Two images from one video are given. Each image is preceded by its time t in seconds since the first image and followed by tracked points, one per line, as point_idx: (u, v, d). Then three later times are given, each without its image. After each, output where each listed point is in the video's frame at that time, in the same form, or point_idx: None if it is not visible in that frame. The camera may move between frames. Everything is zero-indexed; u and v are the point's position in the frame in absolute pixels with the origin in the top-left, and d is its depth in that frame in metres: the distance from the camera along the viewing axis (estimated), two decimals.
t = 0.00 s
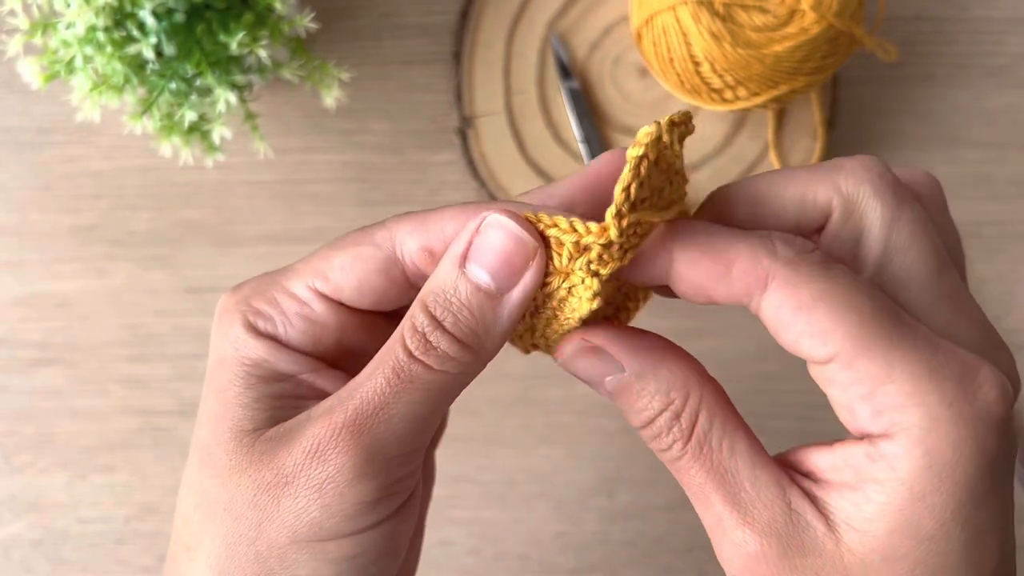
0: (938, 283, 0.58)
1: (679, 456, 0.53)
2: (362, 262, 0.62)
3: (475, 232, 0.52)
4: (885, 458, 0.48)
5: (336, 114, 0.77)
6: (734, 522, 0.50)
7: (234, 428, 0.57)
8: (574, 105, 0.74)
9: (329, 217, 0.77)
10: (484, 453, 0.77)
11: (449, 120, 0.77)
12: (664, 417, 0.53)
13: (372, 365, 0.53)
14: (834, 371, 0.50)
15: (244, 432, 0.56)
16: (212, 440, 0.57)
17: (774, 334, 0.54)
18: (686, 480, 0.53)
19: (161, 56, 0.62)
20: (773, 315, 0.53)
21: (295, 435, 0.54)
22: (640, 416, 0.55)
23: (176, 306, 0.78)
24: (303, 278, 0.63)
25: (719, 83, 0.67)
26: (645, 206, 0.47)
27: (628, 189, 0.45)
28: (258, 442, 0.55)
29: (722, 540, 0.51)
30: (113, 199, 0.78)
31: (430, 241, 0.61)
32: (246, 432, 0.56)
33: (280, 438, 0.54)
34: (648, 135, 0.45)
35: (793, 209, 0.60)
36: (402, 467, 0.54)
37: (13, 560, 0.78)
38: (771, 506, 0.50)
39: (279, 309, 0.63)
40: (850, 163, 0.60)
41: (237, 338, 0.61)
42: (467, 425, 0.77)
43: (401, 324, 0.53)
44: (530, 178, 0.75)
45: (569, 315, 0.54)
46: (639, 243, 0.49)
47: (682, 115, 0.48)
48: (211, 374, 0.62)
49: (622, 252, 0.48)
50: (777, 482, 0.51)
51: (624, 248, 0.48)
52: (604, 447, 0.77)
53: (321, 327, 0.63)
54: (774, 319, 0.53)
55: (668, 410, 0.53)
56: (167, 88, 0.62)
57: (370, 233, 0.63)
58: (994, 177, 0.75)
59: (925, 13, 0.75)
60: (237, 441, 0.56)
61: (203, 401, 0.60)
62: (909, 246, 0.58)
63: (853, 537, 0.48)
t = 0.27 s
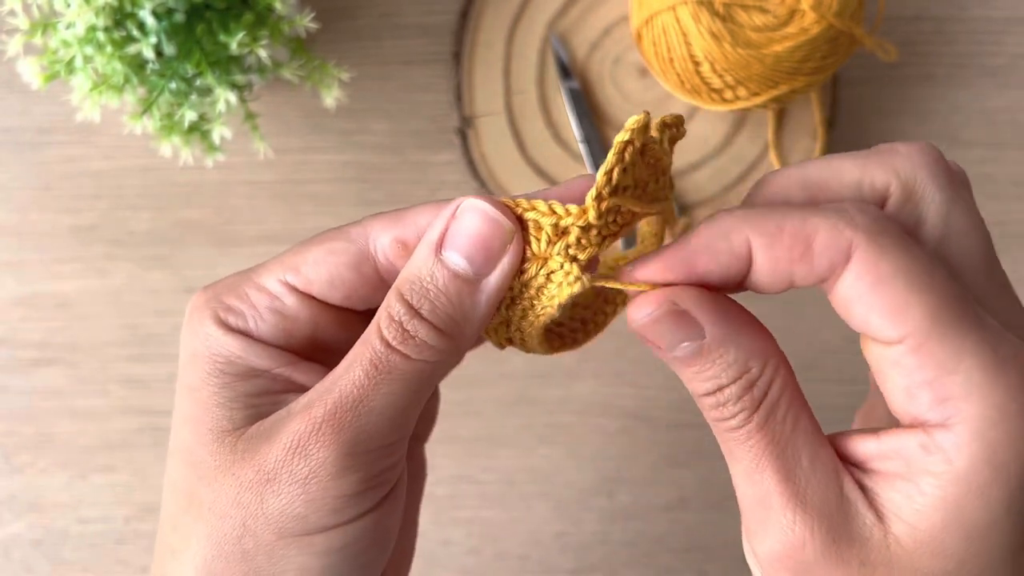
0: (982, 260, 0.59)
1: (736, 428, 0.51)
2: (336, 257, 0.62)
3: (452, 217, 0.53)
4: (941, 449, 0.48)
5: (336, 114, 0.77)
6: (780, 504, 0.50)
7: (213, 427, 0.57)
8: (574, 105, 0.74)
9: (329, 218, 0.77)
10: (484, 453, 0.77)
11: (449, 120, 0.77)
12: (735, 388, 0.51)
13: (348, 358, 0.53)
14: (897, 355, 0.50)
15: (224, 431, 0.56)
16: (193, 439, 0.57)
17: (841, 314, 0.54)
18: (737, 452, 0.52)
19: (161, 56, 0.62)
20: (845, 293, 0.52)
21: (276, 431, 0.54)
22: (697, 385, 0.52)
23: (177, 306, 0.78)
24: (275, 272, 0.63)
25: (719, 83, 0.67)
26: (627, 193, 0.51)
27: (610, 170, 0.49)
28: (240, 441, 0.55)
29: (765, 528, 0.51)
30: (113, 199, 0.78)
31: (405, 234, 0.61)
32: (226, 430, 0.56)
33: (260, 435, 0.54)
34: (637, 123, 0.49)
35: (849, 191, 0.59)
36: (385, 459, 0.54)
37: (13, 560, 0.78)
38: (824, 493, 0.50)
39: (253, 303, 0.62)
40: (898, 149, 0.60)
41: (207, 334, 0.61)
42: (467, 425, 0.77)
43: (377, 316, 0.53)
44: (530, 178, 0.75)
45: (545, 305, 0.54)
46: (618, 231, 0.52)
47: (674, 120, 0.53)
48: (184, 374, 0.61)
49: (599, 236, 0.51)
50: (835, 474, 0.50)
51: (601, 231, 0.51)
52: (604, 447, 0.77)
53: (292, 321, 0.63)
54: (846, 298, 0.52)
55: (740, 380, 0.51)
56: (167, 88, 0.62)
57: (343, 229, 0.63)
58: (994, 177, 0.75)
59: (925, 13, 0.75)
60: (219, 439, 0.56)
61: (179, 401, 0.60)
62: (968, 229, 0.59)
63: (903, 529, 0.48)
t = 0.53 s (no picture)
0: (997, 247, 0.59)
1: (758, 416, 0.49)
2: (339, 254, 0.62)
3: (459, 210, 0.53)
4: (946, 440, 0.48)
5: (336, 115, 0.77)
6: (790, 498, 0.49)
7: (222, 429, 0.57)
8: (574, 105, 0.74)
9: (329, 218, 0.77)
10: (484, 453, 0.77)
11: (449, 120, 0.77)
12: (765, 374, 0.49)
13: (357, 357, 0.53)
14: (909, 332, 0.51)
15: (233, 433, 0.56)
16: (203, 443, 0.57)
17: (859, 290, 0.54)
18: (752, 439, 0.50)
19: (161, 56, 0.62)
20: (866, 264, 0.52)
21: (286, 432, 0.54)
22: (721, 367, 0.50)
23: (177, 306, 0.78)
24: (276, 271, 0.63)
25: (718, 83, 0.67)
26: (632, 177, 0.51)
27: (615, 153, 0.49)
28: (249, 443, 0.55)
29: (770, 523, 0.50)
30: (113, 199, 0.78)
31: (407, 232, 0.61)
32: (235, 433, 0.56)
33: (269, 436, 0.54)
34: (636, 105, 0.50)
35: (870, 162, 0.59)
36: (396, 457, 0.54)
37: (12, 560, 0.78)
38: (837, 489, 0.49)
39: (254, 303, 0.62)
40: (921, 126, 0.60)
41: (210, 336, 0.61)
42: (467, 425, 0.77)
43: (385, 314, 0.53)
44: (530, 178, 0.75)
45: (559, 298, 0.55)
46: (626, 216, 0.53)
47: (672, 108, 0.54)
48: (187, 377, 0.61)
49: (608, 220, 0.52)
50: (848, 474, 0.49)
51: (611, 216, 0.52)
52: (604, 447, 0.77)
53: (294, 320, 0.63)
54: (866, 269, 0.53)
55: (769, 367, 0.49)
56: (167, 88, 0.62)
57: (346, 227, 0.63)
58: (994, 177, 0.75)
59: (925, 13, 0.75)
60: (228, 442, 0.56)
61: (184, 405, 0.60)
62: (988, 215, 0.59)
63: (909, 529, 0.48)
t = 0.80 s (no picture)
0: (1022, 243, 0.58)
1: (772, 409, 0.49)
2: (356, 245, 0.62)
3: (475, 205, 0.54)
4: (962, 441, 0.48)
5: (336, 114, 0.77)
6: (801, 492, 0.49)
7: (234, 421, 0.57)
8: (574, 105, 0.74)
9: (330, 218, 0.77)
10: (484, 453, 0.77)
11: (449, 120, 0.77)
12: (781, 368, 0.49)
13: (371, 349, 0.53)
14: (929, 330, 0.50)
15: (245, 424, 0.56)
16: (215, 433, 0.57)
17: (878, 285, 0.53)
18: (766, 432, 0.50)
19: (161, 56, 0.62)
20: (887, 259, 0.51)
21: (299, 423, 0.54)
22: (737, 360, 0.50)
23: (177, 306, 0.78)
24: (292, 262, 0.63)
25: (718, 83, 0.67)
26: (647, 169, 0.51)
27: (629, 145, 0.49)
28: (262, 434, 0.55)
29: (781, 517, 0.50)
30: (113, 199, 0.78)
31: (423, 224, 0.61)
32: (247, 424, 0.56)
33: (282, 428, 0.54)
34: (650, 96, 0.50)
35: (893, 155, 0.58)
36: (409, 450, 0.54)
37: (12, 560, 0.78)
38: (849, 483, 0.49)
39: (268, 294, 0.62)
40: (948, 122, 0.59)
41: (225, 326, 0.61)
42: (468, 425, 0.77)
43: (399, 306, 0.53)
44: (531, 178, 0.75)
45: (575, 292, 0.54)
46: (642, 209, 0.53)
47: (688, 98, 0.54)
48: (201, 368, 0.61)
49: (624, 214, 0.52)
50: (860, 469, 0.50)
51: (626, 210, 0.51)
52: (605, 447, 0.77)
53: (309, 311, 0.63)
54: (886, 264, 0.52)
55: (786, 363, 0.49)
56: (167, 88, 0.62)
57: (361, 219, 0.63)
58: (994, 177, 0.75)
59: (926, 13, 0.75)
60: (241, 433, 0.56)
61: (198, 395, 0.60)
62: (1011, 211, 0.58)
63: (919, 527, 0.48)
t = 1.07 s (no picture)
0: None
1: (770, 397, 0.49)
2: (357, 233, 0.62)
3: (472, 191, 0.53)
4: (967, 430, 0.47)
5: (336, 114, 0.77)
6: (804, 479, 0.48)
7: (234, 409, 0.57)
8: (574, 105, 0.74)
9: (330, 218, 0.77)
10: (484, 453, 0.77)
11: (448, 120, 0.77)
12: (777, 356, 0.49)
13: (369, 336, 0.53)
14: (932, 323, 0.50)
15: (245, 413, 0.56)
16: (215, 421, 0.57)
17: (881, 280, 0.53)
18: (766, 421, 0.50)
19: (161, 56, 0.62)
20: (888, 253, 0.51)
21: (298, 410, 0.54)
22: (734, 348, 0.50)
23: (177, 306, 0.78)
24: (294, 251, 0.63)
25: (718, 83, 0.67)
26: (644, 159, 0.51)
27: (625, 135, 0.49)
28: (262, 421, 0.55)
29: (784, 504, 0.50)
30: (113, 199, 0.78)
31: (423, 213, 0.62)
32: (247, 412, 0.56)
33: (281, 415, 0.54)
34: (647, 86, 0.50)
35: (896, 153, 0.58)
36: (406, 437, 0.54)
37: (12, 560, 0.78)
38: (852, 470, 0.49)
39: (270, 283, 0.62)
40: (951, 119, 0.59)
41: (228, 316, 0.61)
42: (468, 425, 0.77)
43: (397, 293, 0.53)
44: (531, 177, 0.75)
45: (571, 280, 0.54)
46: (639, 198, 0.53)
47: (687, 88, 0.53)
48: (205, 356, 0.61)
49: (619, 203, 0.52)
50: (862, 456, 0.49)
51: (621, 199, 0.52)
52: (605, 447, 0.77)
53: (312, 301, 0.63)
54: (888, 259, 0.51)
55: (783, 350, 0.49)
56: (167, 88, 0.62)
57: (362, 208, 0.63)
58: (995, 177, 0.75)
59: (926, 13, 0.76)
60: (241, 421, 0.56)
61: (200, 383, 0.60)
62: (1013, 209, 0.58)
63: (924, 514, 0.47)
